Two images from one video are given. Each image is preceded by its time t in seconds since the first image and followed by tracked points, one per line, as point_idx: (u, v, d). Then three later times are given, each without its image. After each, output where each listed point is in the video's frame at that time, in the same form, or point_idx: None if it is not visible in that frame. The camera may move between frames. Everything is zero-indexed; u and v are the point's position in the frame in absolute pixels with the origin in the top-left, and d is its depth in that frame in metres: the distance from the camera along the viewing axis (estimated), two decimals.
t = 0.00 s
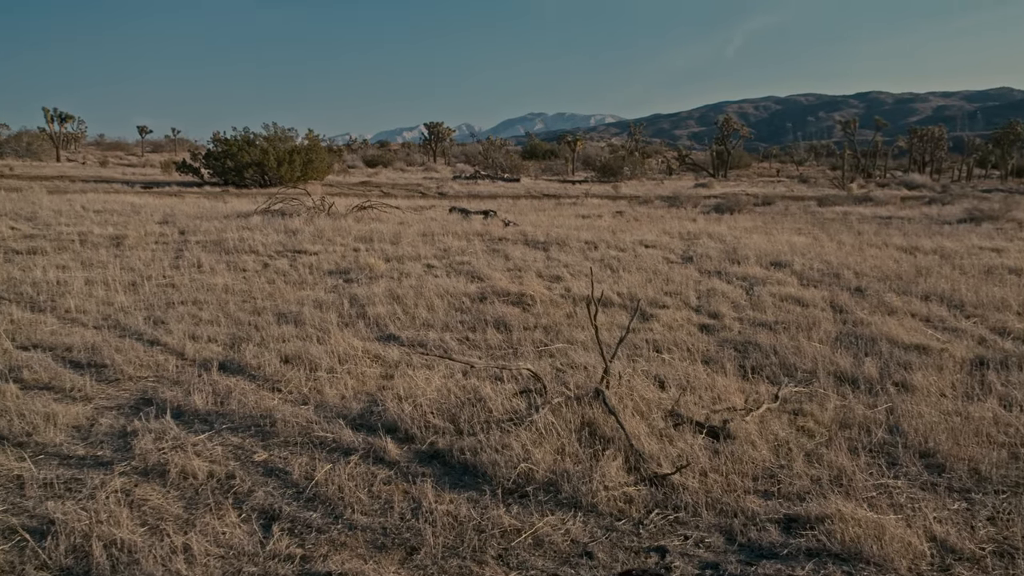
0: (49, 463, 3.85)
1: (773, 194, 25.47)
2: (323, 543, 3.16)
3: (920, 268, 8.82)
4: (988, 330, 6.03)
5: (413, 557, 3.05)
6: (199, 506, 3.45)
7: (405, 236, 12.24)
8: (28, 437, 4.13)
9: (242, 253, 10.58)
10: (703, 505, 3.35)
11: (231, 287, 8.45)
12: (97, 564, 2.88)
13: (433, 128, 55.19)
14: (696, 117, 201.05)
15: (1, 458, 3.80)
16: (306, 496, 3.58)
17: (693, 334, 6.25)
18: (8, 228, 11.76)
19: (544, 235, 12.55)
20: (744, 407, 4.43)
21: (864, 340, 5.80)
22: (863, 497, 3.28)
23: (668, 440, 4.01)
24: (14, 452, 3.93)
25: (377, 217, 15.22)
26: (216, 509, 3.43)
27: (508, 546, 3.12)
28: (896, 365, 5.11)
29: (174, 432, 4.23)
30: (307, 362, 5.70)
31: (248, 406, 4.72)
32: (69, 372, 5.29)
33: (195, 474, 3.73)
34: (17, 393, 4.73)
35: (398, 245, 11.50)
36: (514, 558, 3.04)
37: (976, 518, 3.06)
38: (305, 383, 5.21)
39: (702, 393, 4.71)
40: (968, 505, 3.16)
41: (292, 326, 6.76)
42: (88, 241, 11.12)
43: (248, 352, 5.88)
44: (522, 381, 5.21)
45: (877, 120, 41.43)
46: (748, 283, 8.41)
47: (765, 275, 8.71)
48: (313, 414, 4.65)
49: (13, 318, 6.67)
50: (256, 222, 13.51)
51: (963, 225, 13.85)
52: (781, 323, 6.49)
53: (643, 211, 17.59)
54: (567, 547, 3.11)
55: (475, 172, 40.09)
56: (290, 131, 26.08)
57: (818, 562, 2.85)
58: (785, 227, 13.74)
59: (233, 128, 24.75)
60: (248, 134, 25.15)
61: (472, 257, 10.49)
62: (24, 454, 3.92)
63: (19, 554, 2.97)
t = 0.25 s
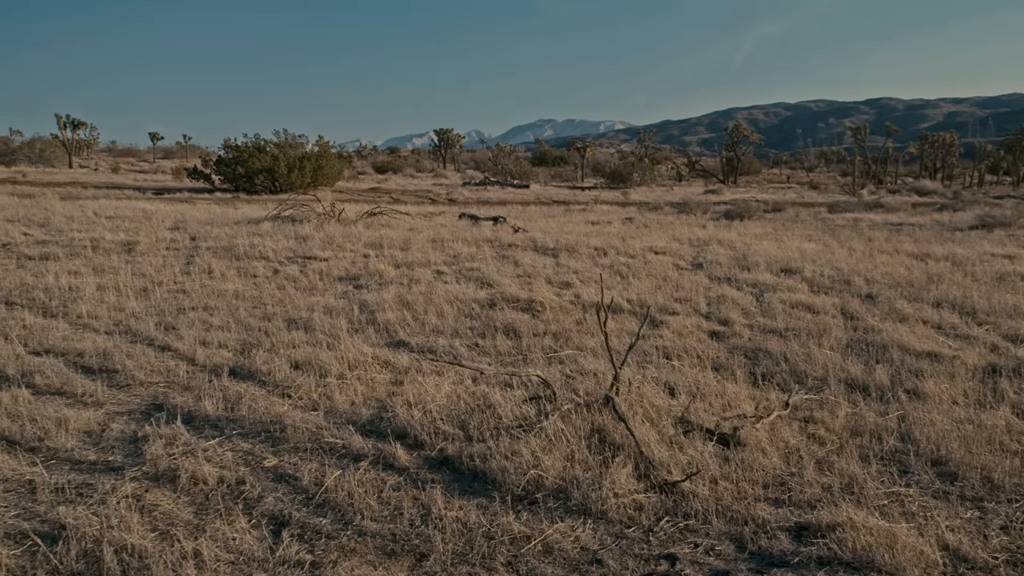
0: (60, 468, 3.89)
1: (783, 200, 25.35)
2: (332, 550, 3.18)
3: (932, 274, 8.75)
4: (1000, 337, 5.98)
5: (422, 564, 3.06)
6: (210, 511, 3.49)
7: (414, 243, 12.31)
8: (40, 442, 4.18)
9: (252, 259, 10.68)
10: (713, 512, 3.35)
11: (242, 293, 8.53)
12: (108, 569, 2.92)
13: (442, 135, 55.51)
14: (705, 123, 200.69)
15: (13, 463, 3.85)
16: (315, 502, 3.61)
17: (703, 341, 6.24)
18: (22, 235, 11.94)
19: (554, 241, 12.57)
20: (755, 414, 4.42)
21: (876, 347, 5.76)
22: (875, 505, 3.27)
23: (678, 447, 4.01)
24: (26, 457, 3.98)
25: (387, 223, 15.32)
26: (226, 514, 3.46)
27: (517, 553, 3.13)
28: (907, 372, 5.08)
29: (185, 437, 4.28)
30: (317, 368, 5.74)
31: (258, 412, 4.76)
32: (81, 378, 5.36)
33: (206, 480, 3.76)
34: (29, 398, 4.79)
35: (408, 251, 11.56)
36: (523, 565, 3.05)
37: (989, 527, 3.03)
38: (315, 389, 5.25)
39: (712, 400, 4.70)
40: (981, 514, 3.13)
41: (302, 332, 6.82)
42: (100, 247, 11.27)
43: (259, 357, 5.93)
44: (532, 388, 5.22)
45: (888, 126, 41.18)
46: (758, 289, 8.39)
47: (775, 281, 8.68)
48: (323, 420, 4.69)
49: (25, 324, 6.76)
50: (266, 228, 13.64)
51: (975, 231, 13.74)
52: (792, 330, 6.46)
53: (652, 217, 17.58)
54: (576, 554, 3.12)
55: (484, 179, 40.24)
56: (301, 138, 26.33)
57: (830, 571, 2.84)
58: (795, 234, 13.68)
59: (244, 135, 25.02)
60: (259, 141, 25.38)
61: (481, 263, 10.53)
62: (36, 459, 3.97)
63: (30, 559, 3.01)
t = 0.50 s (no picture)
0: (73, 472, 3.96)
1: (795, 206, 25.22)
2: (343, 555, 3.21)
3: (945, 280, 8.67)
4: (1016, 344, 5.91)
5: (432, 569, 3.08)
6: (221, 516, 3.53)
7: (425, 248, 12.39)
8: (53, 446, 4.25)
9: (264, 264, 10.80)
10: (725, 519, 3.34)
11: (253, 297, 8.62)
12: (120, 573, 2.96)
13: (454, 140, 55.82)
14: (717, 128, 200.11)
15: (27, 466, 3.92)
16: (327, 507, 3.64)
17: (714, 347, 6.23)
18: (38, 240, 12.14)
19: (565, 246, 12.60)
20: (767, 420, 4.40)
21: (888, 354, 5.72)
22: (888, 512, 3.24)
23: (690, 453, 4.01)
24: (40, 461, 4.05)
25: (398, 228, 15.43)
26: (238, 519, 3.50)
27: (528, 559, 3.14)
28: (921, 379, 5.03)
29: (197, 442, 4.33)
30: (329, 372, 5.79)
31: (269, 417, 4.82)
32: (94, 382, 5.44)
33: (218, 484, 3.81)
34: (43, 402, 4.87)
35: (419, 256, 11.64)
36: (534, 571, 3.06)
37: (1005, 535, 3.01)
38: (326, 394, 5.30)
39: (724, 406, 4.69)
40: (995, 522, 3.11)
41: (313, 337, 6.89)
42: (113, 252, 11.44)
43: (270, 362, 6.00)
44: (543, 394, 5.23)
45: (900, 131, 40.84)
46: (770, 295, 8.35)
47: (787, 287, 8.64)
48: (335, 424, 4.73)
49: (40, 328, 6.88)
50: (278, 233, 13.78)
51: (990, 237, 13.59)
52: (804, 336, 6.43)
53: (664, 223, 17.56)
54: (587, 560, 3.12)
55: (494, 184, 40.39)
56: (313, 143, 26.59)
57: None
58: (807, 239, 13.60)
59: (257, 141, 25.31)
60: (271, 146, 25.66)
61: (492, 269, 10.58)
62: (50, 463, 4.04)
63: (44, 561, 3.06)
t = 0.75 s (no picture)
0: (87, 475, 4.02)
1: (807, 211, 25.09)
2: (355, 560, 3.24)
3: (960, 286, 8.59)
4: None
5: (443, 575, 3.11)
6: (234, 520, 3.57)
7: (437, 253, 12.46)
8: (67, 450, 4.32)
9: (276, 269, 10.91)
10: (738, 526, 3.34)
11: (266, 303, 8.72)
12: None
13: (465, 146, 56.07)
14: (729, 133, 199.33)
15: (42, 470, 3.99)
16: (338, 512, 3.68)
17: (726, 353, 6.21)
18: (53, 245, 12.35)
19: (576, 252, 12.62)
20: (779, 427, 4.39)
21: (902, 360, 5.67)
22: (902, 520, 3.23)
23: (701, 459, 4.01)
24: (54, 464, 4.12)
25: (409, 233, 15.53)
26: (250, 523, 3.55)
27: (539, 565, 3.15)
28: (935, 386, 4.99)
29: (210, 446, 4.39)
30: (340, 378, 5.85)
31: (281, 422, 4.87)
32: (108, 386, 5.53)
33: (230, 489, 3.86)
34: (58, 406, 4.96)
35: (431, 261, 11.70)
36: None
37: (1020, 544, 2.98)
38: (338, 399, 5.35)
39: (736, 413, 4.68)
40: (1011, 530, 3.08)
41: (325, 342, 6.95)
42: (127, 257, 11.60)
43: (282, 367, 6.06)
44: (554, 399, 5.25)
45: (914, 135, 40.46)
46: (782, 301, 8.31)
47: (799, 293, 8.59)
48: (347, 430, 4.78)
49: (54, 333, 7.00)
50: (289, 238, 13.93)
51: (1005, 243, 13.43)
52: (816, 342, 6.40)
53: (675, 228, 17.53)
54: (598, 566, 3.13)
55: (505, 189, 40.50)
56: (325, 149, 26.84)
57: None
58: (820, 245, 13.51)
59: (269, 147, 25.58)
60: (283, 152, 25.92)
61: (503, 274, 10.62)
62: (64, 466, 4.10)
63: (57, 564, 3.12)
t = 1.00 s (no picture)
0: (99, 482, 4.07)
1: (818, 218, 24.96)
2: (365, 567, 3.26)
3: (973, 294, 8.51)
4: None
5: None
6: (244, 527, 3.61)
7: (447, 260, 12.52)
8: (80, 456, 4.38)
9: (288, 276, 11.01)
10: (749, 535, 3.32)
11: (276, 309, 8.80)
12: None
13: (475, 153, 56.34)
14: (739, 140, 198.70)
15: (54, 476, 4.05)
16: (348, 519, 3.70)
17: (737, 360, 6.19)
18: (67, 252, 12.53)
19: (586, 259, 12.63)
20: (791, 435, 4.37)
21: (914, 368, 5.63)
22: (916, 530, 3.20)
23: (712, 468, 4.00)
24: (66, 470, 4.18)
25: (420, 240, 15.62)
26: (261, 530, 3.58)
27: (549, 573, 3.16)
28: (949, 394, 4.95)
29: (221, 453, 4.44)
30: (351, 385, 5.89)
31: (292, 429, 4.92)
32: (120, 393, 5.60)
33: (241, 495, 3.90)
34: (70, 412, 5.03)
35: (441, 268, 11.76)
36: None
37: None
38: (349, 406, 5.39)
39: (747, 421, 4.66)
40: None
41: (335, 349, 7.01)
42: (139, 264, 11.76)
43: (293, 374, 6.11)
44: (564, 407, 5.26)
45: (926, 142, 40.14)
46: (793, 309, 8.26)
47: (811, 300, 8.55)
48: (358, 437, 4.81)
49: (67, 339, 7.10)
50: (301, 245, 14.05)
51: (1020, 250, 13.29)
52: (828, 350, 6.36)
53: (686, 235, 17.50)
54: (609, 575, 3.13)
55: (514, 197, 40.60)
56: (336, 157, 27.09)
57: None
58: (832, 252, 13.42)
59: (281, 154, 25.86)
60: (295, 159, 26.18)
61: (513, 281, 10.65)
62: (76, 472, 4.16)
63: (70, 570, 3.16)
